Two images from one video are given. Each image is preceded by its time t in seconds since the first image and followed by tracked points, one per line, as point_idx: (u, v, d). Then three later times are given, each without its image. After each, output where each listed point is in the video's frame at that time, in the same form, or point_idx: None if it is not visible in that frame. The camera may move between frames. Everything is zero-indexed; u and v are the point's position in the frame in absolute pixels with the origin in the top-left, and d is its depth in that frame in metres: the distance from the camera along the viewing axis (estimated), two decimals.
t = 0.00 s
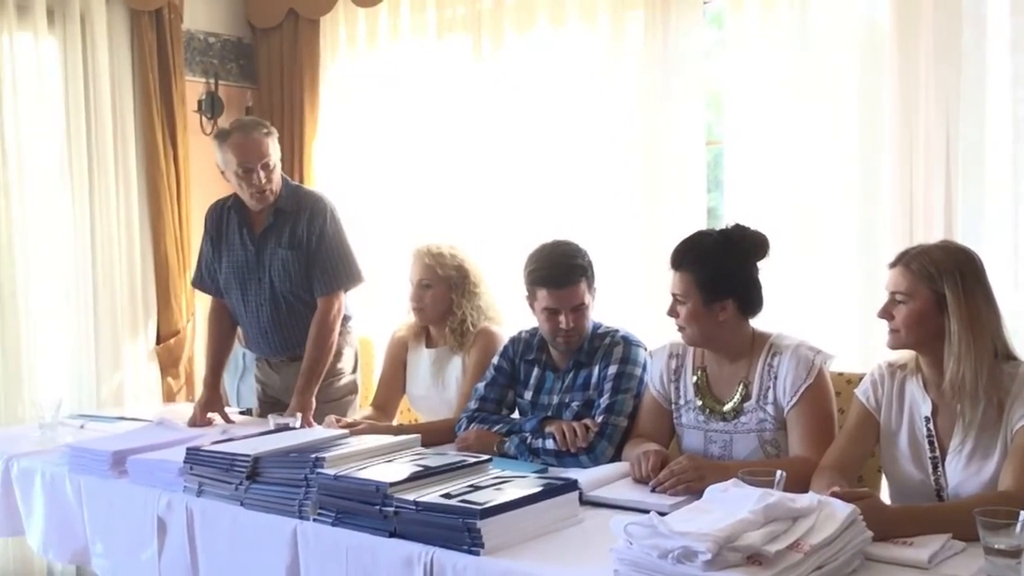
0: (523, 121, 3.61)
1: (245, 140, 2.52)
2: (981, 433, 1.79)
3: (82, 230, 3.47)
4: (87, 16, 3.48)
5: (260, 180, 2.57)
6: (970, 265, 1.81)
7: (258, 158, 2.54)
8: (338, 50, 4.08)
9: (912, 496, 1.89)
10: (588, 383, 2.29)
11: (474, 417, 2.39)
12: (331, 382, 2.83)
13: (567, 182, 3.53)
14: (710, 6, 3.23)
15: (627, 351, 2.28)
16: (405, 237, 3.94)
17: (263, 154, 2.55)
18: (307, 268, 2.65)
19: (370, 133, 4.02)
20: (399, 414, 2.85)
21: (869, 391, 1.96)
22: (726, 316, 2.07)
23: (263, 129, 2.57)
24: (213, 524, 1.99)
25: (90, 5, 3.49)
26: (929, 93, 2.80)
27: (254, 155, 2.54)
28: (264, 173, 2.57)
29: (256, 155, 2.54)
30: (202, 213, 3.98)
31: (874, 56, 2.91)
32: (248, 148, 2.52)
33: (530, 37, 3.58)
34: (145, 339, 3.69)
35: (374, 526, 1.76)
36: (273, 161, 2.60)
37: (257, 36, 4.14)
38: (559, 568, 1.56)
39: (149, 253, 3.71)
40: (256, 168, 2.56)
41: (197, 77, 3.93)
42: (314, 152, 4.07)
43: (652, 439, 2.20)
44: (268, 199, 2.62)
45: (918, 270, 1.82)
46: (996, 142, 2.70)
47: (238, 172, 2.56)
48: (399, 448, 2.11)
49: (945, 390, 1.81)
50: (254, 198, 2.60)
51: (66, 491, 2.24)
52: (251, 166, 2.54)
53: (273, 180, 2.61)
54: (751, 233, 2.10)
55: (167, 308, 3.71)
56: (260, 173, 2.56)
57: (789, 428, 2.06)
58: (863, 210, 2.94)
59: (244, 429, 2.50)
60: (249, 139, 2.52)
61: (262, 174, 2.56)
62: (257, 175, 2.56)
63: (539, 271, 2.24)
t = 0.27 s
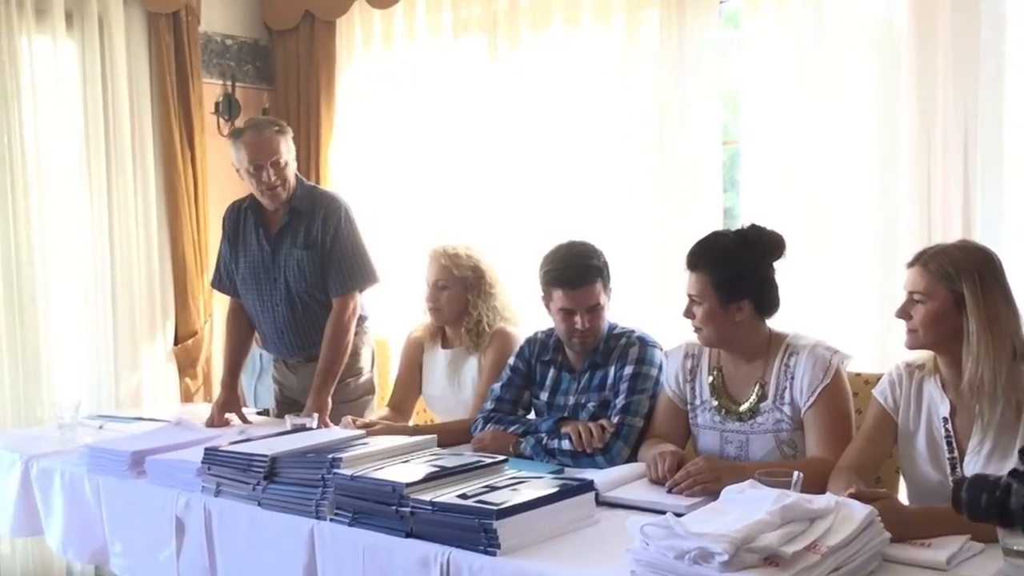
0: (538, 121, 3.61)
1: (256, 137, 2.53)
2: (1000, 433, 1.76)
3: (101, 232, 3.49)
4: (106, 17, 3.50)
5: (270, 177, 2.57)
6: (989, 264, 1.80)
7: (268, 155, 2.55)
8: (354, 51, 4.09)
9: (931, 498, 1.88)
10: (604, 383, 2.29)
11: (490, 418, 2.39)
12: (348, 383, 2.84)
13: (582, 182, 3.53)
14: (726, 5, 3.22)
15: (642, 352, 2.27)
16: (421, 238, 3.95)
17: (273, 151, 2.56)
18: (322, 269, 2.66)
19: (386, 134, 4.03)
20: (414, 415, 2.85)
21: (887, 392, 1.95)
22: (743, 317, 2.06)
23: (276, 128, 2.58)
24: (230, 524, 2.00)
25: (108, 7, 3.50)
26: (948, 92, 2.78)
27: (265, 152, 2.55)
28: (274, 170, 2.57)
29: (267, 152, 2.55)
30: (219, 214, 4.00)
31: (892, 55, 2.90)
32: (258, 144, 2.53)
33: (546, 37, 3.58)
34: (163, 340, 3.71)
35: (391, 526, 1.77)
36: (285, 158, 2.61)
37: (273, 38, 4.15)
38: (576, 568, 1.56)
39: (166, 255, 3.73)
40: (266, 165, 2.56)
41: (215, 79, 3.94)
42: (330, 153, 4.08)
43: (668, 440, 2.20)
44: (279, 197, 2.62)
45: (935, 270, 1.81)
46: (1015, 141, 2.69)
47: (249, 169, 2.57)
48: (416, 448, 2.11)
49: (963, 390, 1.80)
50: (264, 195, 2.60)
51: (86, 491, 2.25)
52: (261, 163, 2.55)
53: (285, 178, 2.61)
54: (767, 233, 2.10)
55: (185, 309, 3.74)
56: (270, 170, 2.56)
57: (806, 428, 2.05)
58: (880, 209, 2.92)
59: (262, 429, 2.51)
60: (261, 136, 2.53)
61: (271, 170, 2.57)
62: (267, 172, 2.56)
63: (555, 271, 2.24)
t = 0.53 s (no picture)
0: (556, 122, 3.61)
1: (262, 128, 2.59)
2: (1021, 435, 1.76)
3: (121, 232, 3.52)
4: (125, 18, 3.52)
5: (267, 165, 2.60)
6: (1009, 265, 1.79)
7: (268, 142, 2.59)
8: (372, 52, 4.10)
9: (949, 500, 1.87)
10: (621, 384, 2.28)
11: (508, 418, 2.39)
12: (366, 383, 2.84)
13: (600, 182, 3.53)
14: (744, 6, 3.21)
15: (659, 353, 2.26)
16: (438, 238, 3.96)
17: (275, 140, 2.59)
18: (337, 268, 2.66)
19: (404, 135, 4.04)
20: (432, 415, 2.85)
21: (906, 393, 1.94)
22: (761, 318, 2.06)
23: (289, 124, 2.62)
24: (249, 523, 2.01)
25: (127, 8, 3.52)
26: (968, 92, 2.76)
27: (266, 140, 2.59)
28: (272, 163, 2.60)
29: (269, 139, 2.59)
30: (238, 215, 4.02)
31: (911, 55, 2.88)
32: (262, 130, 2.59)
33: (563, 38, 3.58)
34: (182, 339, 3.74)
35: (408, 526, 1.77)
36: (291, 155, 2.62)
37: (292, 39, 4.17)
38: (593, 569, 1.56)
39: (185, 255, 3.75)
40: (263, 156, 2.59)
41: (234, 80, 3.96)
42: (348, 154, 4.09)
43: (685, 441, 2.19)
44: (281, 191, 2.64)
45: (955, 271, 1.80)
46: None
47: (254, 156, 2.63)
48: (433, 448, 2.12)
49: (983, 392, 1.79)
50: (265, 187, 2.64)
51: (105, 489, 2.27)
52: (259, 149, 2.59)
53: (285, 170, 2.61)
54: (784, 234, 2.09)
55: (204, 309, 3.76)
56: (267, 158, 2.59)
57: (825, 429, 2.04)
58: (900, 210, 2.90)
59: (280, 428, 2.52)
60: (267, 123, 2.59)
61: (267, 162, 2.59)
62: (264, 159, 2.59)
63: (569, 272, 2.23)
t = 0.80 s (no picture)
0: (573, 123, 3.61)
1: (283, 123, 2.65)
2: None
3: (140, 233, 3.54)
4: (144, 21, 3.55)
5: (282, 155, 2.64)
6: None
7: (287, 134, 2.63)
8: (389, 52, 4.11)
9: (969, 501, 1.86)
10: (637, 385, 2.28)
11: (524, 418, 2.39)
12: (382, 383, 2.85)
13: (617, 182, 3.52)
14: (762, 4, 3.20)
15: (676, 353, 2.26)
16: (455, 238, 3.96)
17: (294, 134, 2.63)
18: (352, 265, 2.67)
19: (421, 135, 4.05)
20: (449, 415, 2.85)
21: (926, 394, 1.93)
22: (779, 318, 2.05)
23: (310, 121, 2.67)
24: (267, 522, 2.02)
25: (146, 11, 3.56)
26: (989, 91, 2.74)
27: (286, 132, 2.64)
28: (289, 156, 2.63)
29: (289, 132, 2.64)
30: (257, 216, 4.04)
31: (931, 54, 2.86)
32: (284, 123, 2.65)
33: (581, 38, 3.58)
34: (201, 339, 3.76)
35: (425, 525, 1.78)
36: (309, 151, 2.65)
37: (309, 40, 4.17)
38: (610, 569, 1.56)
39: (204, 255, 3.77)
40: (282, 150, 2.63)
41: (252, 82, 3.97)
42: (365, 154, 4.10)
43: (702, 441, 2.18)
44: (296, 186, 2.66)
45: (977, 270, 1.78)
46: None
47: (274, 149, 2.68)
48: (450, 448, 2.12)
49: (1004, 393, 1.78)
50: (280, 181, 2.66)
51: (125, 488, 2.28)
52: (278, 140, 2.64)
53: (297, 163, 2.64)
54: (802, 233, 2.08)
55: (223, 309, 3.78)
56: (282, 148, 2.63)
57: (843, 429, 2.03)
58: (919, 209, 2.89)
59: (298, 428, 2.53)
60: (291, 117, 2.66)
61: (284, 155, 2.63)
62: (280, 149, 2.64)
63: (583, 272, 2.24)
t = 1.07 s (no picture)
0: (588, 125, 3.59)
1: (301, 124, 2.65)
2: None
3: (154, 235, 3.55)
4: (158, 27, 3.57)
5: (299, 155, 2.63)
6: None
7: (305, 135, 2.63)
8: (404, 55, 4.10)
9: (990, 506, 1.83)
10: (653, 388, 2.25)
11: (539, 422, 2.37)
12: (394, 386, 2.84)
13: (632, 185, 3.50)
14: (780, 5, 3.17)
15: (692, 356, 2.23)
16: (470, 241, 3.95)
17: (313, 135, 2.63)
18: (365, 268, 2.66)
19: (435, 138, 4.04)
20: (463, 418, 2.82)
21: (947, 399, 1.90)
22: (798, 322, 2.03)
23: (327, 123, 2.66)
24: (281, 526, 2.01)
25: (160, 14, 3.57)
26: (1010, 91, 2.71)
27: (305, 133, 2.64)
28: (306, 157, 2.63)
29: (309, 132, 2.63)
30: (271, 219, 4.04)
31: (951, 55, 2.83)
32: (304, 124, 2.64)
33: (596, 39, 3.56)
34: (215, 342, 3.75)
35: (440, 529, 1.77)
36: (326, 153, 2.65)
37: (324, 43, 4.15)
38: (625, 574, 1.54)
39: (218, 259, 3.77)
40: (299, 150, 2.63)
41: (266, 84, 3.97)
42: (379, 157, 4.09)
43: (719, 446, 2.16)
44: (310, 187, 2.65)
45: (999, 272, 1.76)
46: None
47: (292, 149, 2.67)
48: (464, 452, 2.11)
49: None
50: (296, 182, 2.65)
51: (139, 491, 2.28)
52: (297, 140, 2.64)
53: (314, 164, 2.63)
54: (821, 237, 2.06)
55: (237, 312, 3.78)
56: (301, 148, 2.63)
57: (862, 434, 2.00)
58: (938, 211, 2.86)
59: (312, 431, 2.52)
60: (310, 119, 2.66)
61: (301, 156, 2.63)
62: (298, 150, 2.63)
63: (604, 274, 2.21)
